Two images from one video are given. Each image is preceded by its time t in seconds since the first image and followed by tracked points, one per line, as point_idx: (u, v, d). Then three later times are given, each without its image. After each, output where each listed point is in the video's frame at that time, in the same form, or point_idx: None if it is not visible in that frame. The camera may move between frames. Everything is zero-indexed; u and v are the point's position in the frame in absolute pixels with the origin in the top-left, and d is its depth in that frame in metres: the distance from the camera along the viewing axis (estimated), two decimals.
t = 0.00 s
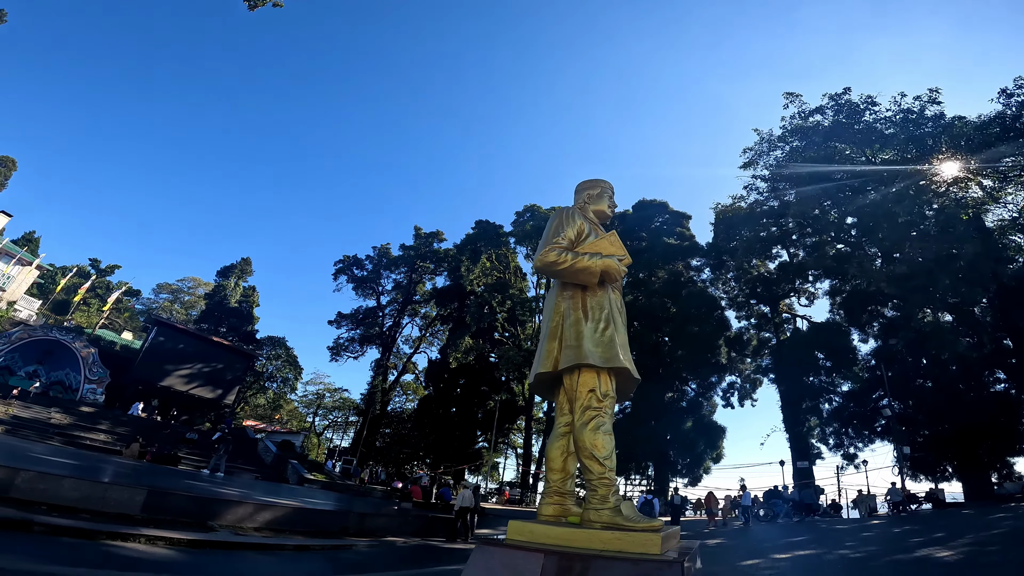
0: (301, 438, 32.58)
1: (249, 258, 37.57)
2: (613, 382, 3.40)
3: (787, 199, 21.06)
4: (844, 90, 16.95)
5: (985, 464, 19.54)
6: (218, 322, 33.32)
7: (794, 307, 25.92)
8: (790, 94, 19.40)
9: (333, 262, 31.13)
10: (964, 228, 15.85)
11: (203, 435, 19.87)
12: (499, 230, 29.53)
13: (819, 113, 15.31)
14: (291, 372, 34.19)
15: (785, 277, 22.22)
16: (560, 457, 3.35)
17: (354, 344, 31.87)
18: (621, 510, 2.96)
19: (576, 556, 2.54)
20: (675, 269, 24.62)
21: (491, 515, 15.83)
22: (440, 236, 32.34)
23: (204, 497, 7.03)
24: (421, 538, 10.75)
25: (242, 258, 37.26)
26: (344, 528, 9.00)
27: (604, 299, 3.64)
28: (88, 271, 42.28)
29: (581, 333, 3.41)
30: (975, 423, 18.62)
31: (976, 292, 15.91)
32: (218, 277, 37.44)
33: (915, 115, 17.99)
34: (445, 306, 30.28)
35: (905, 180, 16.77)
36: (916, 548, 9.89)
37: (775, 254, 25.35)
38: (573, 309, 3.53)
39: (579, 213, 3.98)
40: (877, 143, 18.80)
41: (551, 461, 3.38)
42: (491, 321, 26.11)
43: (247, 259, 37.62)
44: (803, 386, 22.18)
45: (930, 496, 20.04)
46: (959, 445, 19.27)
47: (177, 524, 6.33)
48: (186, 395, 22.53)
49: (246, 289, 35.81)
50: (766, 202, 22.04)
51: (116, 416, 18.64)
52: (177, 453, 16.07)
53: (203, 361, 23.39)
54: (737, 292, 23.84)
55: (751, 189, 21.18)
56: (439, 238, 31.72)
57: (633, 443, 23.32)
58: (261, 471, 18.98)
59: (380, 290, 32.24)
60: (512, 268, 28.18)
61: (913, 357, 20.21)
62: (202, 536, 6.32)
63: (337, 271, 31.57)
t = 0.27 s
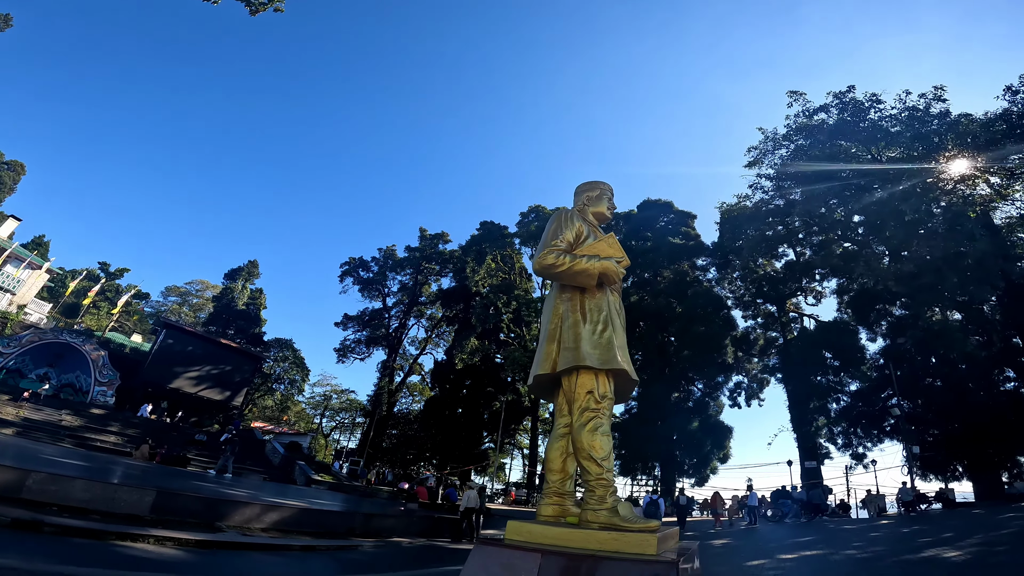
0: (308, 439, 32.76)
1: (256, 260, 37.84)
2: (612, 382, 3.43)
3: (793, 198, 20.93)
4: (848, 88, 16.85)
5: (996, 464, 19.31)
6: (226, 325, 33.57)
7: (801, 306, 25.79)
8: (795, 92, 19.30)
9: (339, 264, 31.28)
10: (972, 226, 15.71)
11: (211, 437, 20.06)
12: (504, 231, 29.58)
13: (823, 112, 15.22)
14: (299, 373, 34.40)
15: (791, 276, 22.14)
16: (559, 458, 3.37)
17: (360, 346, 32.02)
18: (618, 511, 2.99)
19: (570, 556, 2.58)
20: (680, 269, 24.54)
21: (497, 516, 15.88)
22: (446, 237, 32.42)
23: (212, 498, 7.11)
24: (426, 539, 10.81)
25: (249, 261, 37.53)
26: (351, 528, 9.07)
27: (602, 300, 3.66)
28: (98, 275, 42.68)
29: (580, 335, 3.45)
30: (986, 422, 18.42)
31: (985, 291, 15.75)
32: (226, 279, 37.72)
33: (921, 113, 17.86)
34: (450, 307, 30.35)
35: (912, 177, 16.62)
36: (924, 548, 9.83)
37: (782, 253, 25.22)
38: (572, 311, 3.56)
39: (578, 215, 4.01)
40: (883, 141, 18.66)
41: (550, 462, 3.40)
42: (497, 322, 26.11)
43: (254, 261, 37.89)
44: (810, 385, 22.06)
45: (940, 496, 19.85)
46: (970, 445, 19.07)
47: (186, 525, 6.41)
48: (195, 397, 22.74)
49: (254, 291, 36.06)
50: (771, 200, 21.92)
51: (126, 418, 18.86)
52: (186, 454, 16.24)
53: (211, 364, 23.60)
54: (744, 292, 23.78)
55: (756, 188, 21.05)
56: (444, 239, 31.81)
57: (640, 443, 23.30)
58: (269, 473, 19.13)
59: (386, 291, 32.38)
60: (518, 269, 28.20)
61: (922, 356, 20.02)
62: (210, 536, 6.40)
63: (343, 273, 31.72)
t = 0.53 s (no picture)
0: (318, 441, 32.98)
1: (265, 264, 38.17)
2: (610, 384, 3.46)
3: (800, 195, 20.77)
4: (853, 85, 16.67)
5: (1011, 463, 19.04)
6: (236, 328, 33.88)
7: (810, 304, 25.57)
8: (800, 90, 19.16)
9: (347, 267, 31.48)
10: (982, 222, 15.54)
11: (222, 439, 20.28)
12: (511, 232, 29.66)
13: (829, 109, 15.11)
14: (308, 376, 34.64)
15: (799, 274, 21.99)
16: (557, 459, 3.39)
17: (369, 348, 32.18)
18: (615, 512, 3.02)
19: (567, 555, 2.61)
20: (687, 268, 24.45)
21: (505, 517, 15.92)
22: (452, 239, 32.53)
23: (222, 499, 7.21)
24: (434, 539, 10.89)
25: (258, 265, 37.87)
26: (359, 529, 9.14)
27: (600, 303, 3.70)
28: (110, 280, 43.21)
29: (577, 337, 3.48)
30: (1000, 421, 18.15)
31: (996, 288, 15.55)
32: (236, 283, 38.08)
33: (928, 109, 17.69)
34: (458, 309, 30.44)
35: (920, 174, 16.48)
36: (934, 548, 9.75)
37: (790, 251, 25.04)
38: (569, 314, 3.60)
39: (576, 218, 4.05)
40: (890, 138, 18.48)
41: (550, 464, 3.43)
42: (504, 324, 26.17)
43: (263, 265, 38.22)
44: (820, 384, 21.87)
45: (954, 495, 19.61)
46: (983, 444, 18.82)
47: (196, 526, 6.51)
48: (206, 400, 23.00)
49: (263, 295, 36.37)
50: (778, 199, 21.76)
51: (139, 421, 19.13)
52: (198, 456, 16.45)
53: (221, 367, 23.85)
54: (752, 291, 23.65)
55: (763, 187, 20.91)
56: (450, 241, 31.92)
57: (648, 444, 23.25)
58: (280, 474, 19.31)
59: (393, 294, 32.53)
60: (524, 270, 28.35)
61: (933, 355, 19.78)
62: (220, 537, 6.49)
63: (350, 275, 31.92)
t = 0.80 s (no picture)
0: (324, 443, 33.10)
1: (272, 267, 38.40)
2: (608, 386, 3.48)
3: (806, 194, 20.69)
4: (857, 83, 16.62)
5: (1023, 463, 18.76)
6: (243, 330, 34.11)
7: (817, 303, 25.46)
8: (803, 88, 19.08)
9: (353, 269, 31.62)
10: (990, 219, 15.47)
11: (230, 441, 20.43)
12: (515, 233, 29.74)
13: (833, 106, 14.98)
14: (315, 378, 34.82)
15: (806, 273, 21.92)
16: (556, 460, 3.41)
17: (375, 350, 32.30)
18: (613, 513, 3.04)
19: (565, 556, 2.63)
20: (692, 267, 24.42)
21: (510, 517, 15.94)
22: (457, 240, 32.60)
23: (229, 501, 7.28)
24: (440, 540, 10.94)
25: (265, 268, 38.12)
26: (364, 530, 9.19)
27: (598, 305, 3.71)
28: (118, 283, 43.59)
29: (575, 339, 3.50)
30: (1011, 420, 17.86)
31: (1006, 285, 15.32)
32: (243, 286, 38.33)
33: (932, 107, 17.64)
34: (463, 310, 30.49)
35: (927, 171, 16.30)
36: (943, 547, 9.68)
37: (796, 249, 24.93)
38: (567, 316, 3.62)
39: (574, 220, 4.06)
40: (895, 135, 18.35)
41: (548, 465, 3.45)
42: (509, 325, 26.19)
43: (270, 268, 38.47)
44: (827, 383, 21.74)
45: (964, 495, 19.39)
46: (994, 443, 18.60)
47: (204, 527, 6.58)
48: (214, 402, 23.18)
49: (270, 298, 36.61)
50: (783, 197, 21.67)
51: (149, 423, 19.35)
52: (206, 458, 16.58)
53: (229, 369, 24.02)
54: (758, 290, 23.59)
55: (768, 186, 20.85)
56: (456, 242, 32.00)
57: (655, 444, 23.20)
58: (288, 476, 19.42)
59: (399, 295, 32.64)
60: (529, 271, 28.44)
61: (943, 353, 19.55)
62: (227, 538, 6.56)
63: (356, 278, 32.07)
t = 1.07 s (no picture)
0: (331, 444, 33.24)
1: (278, 270, 38.63)
2: (606, 387, 3.49)
3: (811, 192, 20.58)
4: (860, 80, 16.49)
5: None
6: (250, 333, 34.32)
7: (824, 302, 25.26)
8: (806, 86, 18.97)
9: (358, 271, 31.74)
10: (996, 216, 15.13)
11: (238, 443, 20.57)
12: (520, 234, 29.78)
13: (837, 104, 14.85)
14: (322, 379, 34.99)
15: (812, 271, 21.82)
16: (556, 461, 3.43)
17: (381, 352, 32.42)
18: (611, 514, 3.05)
19: (561, 556, 2.65)
20: (698, 267, 24.36)
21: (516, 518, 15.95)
22: (462, 242, 32.65)
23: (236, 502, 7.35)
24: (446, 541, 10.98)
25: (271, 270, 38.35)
26: (370, 531, 9.24)
27: (597, 306, 3.73)
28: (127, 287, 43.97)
29: (573, 340, 3.53)
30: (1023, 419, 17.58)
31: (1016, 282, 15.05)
32: (250, 289, 38.59)
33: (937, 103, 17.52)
34: (468, 311, 30.52)
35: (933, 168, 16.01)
36: (952, 547, 9.61)
37: (802, 248, 24.78)
38: (566, 317, 3.64)
39: (573, 221, 4.08)
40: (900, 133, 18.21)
41: (548, 466, 3.47)
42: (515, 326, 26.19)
43: (276, 271, 38.70)
44: (835, 382, 21.59)
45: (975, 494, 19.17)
46: (1005, 442, 18.39)
47: (211, 528, 6.64)
48: (222, 404, 23.35)
49: (276, 300, 36.83)
50: (788, 196, 21.56)
51: (158, 426, 19.56)
52: (214, 460, 16.70)
53: (237, 371, 24.19)
54: (764, 289, 23.49)
55: (772, 185, 20.74)
56: (460, 243, 32.05)
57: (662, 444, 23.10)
58: (295, 477, 19.54)
59: (404, 297, 32.74)
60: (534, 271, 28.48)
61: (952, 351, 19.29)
62: (234, 539, 6.62)
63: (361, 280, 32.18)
